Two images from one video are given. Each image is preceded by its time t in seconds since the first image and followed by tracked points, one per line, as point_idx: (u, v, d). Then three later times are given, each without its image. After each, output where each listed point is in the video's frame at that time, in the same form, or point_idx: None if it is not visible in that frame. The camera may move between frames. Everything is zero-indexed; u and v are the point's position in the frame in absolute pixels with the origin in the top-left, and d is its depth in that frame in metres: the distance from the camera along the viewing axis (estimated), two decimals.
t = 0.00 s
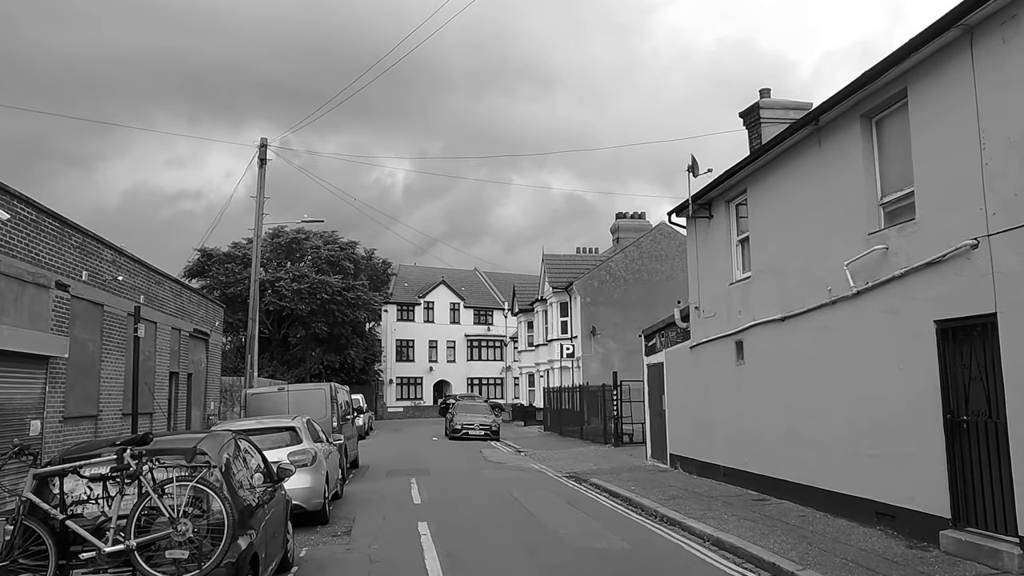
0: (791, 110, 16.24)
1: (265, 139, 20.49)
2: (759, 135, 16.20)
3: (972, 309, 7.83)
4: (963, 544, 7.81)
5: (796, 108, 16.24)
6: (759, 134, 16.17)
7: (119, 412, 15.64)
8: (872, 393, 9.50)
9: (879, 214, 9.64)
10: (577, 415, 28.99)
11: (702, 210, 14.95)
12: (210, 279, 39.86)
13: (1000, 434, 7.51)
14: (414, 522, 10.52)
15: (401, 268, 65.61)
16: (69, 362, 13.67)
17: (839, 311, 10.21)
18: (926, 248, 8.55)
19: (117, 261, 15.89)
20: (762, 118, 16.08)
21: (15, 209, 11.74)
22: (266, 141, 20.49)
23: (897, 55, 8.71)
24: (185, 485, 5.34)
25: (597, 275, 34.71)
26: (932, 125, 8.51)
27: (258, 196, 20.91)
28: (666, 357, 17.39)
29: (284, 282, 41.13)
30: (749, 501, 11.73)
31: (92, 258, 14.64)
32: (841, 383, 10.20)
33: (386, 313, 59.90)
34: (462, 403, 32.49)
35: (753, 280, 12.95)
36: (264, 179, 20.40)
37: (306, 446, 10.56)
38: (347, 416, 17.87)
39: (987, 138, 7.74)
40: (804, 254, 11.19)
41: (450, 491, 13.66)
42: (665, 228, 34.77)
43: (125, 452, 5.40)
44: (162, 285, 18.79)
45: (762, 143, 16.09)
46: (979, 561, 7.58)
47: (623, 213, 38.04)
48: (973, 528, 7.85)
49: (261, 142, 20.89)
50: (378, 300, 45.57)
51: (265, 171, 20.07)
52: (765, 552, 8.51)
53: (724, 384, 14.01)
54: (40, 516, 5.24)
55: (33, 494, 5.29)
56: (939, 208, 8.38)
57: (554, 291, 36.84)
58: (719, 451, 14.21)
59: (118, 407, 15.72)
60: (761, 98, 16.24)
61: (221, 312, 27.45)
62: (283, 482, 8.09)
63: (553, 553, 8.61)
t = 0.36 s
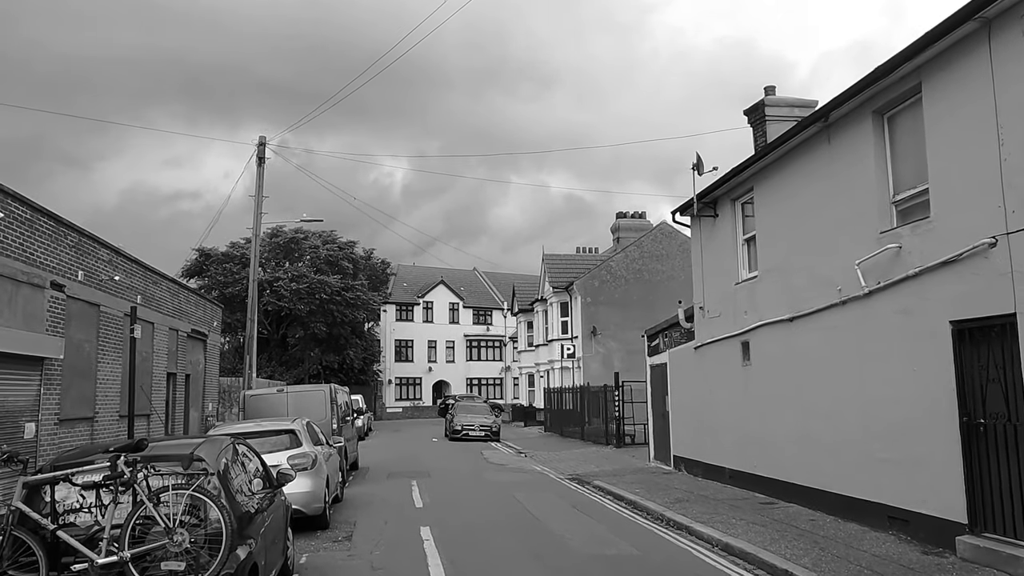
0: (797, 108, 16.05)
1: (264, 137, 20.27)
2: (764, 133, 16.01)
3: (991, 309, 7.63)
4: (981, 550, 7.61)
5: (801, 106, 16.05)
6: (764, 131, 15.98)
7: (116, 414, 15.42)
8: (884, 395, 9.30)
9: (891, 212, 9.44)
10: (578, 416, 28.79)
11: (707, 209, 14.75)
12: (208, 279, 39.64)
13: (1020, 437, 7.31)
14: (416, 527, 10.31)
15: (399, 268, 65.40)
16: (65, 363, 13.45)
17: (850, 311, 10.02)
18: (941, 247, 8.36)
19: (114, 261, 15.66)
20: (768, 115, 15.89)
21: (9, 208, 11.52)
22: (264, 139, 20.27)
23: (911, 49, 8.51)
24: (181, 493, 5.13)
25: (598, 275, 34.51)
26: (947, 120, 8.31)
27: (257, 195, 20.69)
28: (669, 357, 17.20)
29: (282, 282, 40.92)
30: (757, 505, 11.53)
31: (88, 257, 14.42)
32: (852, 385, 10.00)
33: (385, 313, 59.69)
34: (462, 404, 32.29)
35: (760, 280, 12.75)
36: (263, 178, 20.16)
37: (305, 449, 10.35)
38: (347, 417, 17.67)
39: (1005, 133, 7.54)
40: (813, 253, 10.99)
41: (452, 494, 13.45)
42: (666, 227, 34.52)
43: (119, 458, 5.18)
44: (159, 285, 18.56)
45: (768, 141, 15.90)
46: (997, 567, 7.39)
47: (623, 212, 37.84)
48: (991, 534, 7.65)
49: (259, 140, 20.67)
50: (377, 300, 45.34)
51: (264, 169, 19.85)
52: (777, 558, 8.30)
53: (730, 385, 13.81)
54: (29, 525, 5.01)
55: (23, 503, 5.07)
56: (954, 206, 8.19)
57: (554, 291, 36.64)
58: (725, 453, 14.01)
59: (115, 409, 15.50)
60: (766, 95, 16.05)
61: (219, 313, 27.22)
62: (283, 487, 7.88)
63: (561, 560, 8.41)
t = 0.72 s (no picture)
0: (803, 103, 15.88)
1: (263, 133, 20.06)
2: (769, 129, 15.85)
3: (1010, 304, 7.45)
4: (1000, 551, 7.41)
5: (807, 101, 15.88)
6: (770, 127, 15.82)
7: (114, 413, 15.22)
8: (898, 392, 9.12)
9: (905, 206, 9.27)
10: (579, 415, 28.60)
11: (712, 205, 14.56)
12: (206, 278, 39.43)
13: None
14: (420, 528, 10.13)
15: (399, 267, 65.21)
16: (62, 361, 13.25)
17: (862, 307, 9.83)
18: (958, 240, 8.17)
19: (111, 258, 15.46)
20: (773, 111, 15.73)
21: (5, 203, 11.32)
22: (263, 136, 20.06)
23: (926, 39, 8.33)
24: (180, 493, 4.94)
25: (600, 273, 34.35)
26: (963, 111, 8.13)
27: (256, 192, 20.48)
28: (674, 356, 17.01)
29: (281, 281, 40.72)
30: (766, 505, 11.34)
31: (86, 254, 14.22)
32: (864, 382, 9.82)
33: (385, 312, 59.48)
34: (462, 403, 32.09)
35: (768, 276, 12.57)
36: (262, 174, 19.95)
37: (306, 449, 10.15)
38: (347, 417, 17.49)
39: None
40: (823, 248, 10.81)
41: (455, 494, 13.26)
42: (667, 226, 34.30)
43: (116, 458, 4.97)
44: (157, 283, 18.36)
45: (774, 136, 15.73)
46: (1017, 569, 7.19)
47: (624, 211, 37.68)
48: (1010, 535, 7.46)
49: (259, 137, 20.46)
50: (377, 299, 45.14)
51: (263, 165, 19.66)
52: (790, 559, 8.11)
53: (736, 383, 13.63)
54: (22, 527, 4.84)
55: (15, 506, 4.89)
56: (971, 199, 8.01)
57: (555, 290, 36.46)
58: (731, 452, 13.83)
59: (113, 408, 15.29)
60: (771, 91, 15.89)
61: (218, 312, 27.03)
62: (284, 487, 7.68)
63: (570, 562, 8.23)
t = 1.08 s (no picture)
0: (811, 98, 15.69)
1: (263, 129, 19.82)
2: (776, 124, 15.65)
3: None
4: (1022, 553, 7.21)
5: (815, 96, 15.68)
6: (777, 122, 15.62)
7: (112, 411, 15.01)
8: (913, 390, 8.92)
9: (921, 200, 9.07)
10: (581, 414, 28.40)
11: (719, 201, 14.36)
12: (205, 275, 39.21)
13: None
14: (424, 529, 9.93)
15: (398, 266, 65.00)
16: (59, 359, 13.04)
17: (876, 303, 9.62)
18: (977, 235, 7.97)
19: (109, 254, 15.25)
20: (781, 106, 15.54)
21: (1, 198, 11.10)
22: (263, 131, 19.82)
23: (944, 28, 8.13)
24: (180, 495, 4.73)
25: (601, 271, 34.18)
26: (982, 102, 7.93)
27: (256, 188, 20.24)
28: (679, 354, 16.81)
29: (281, 279, 40.51)
30: (776, 505, 11.14)
31: (83, 250, 14.02)
32: (879, 380, 9.61)
33: (384, 311, 59.28)
34: (463, 402, 31.88)
35: (776, 273, 12.38)
36: (262, 170, 19.72)
37: (308, 448, 9.95)
38: (348, 415, 17.29)
39: None
40: (835, 244, 10.61)
41: (458, 494, 13.06)
42: (669, 223, 34.09)
43: (112, 458, 4.75)
44: (156, 280, 18.15)
45: (781, 132, 15.53)
46: None
47: (626, 209, 37.49)
48: None
49: (258, 133, 20.21)
50: (377, 297, 44.90)
51: (263, 162, 19.44)
52: (805, 562, 7.91)
53: (744, 382, 13.43)
54: (13, 531, 4.57)
55: (5, 507, 4.65)
56: (991, 192, 7.81)
57: (556, 288, 36.26)
58: (738, 451, 13.64)
59: (110, 406, 15.09)
60: (778, 85, 15.70)
61: (217, 310, 26.83)
62: (287, 488, 7.47)
63: (579, 564, 8.03)
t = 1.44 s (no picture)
0: (818, 94, 15.48)
1: (262, 126, 19.58)
2: (783, 121, 15.44)
3: None
4: None
5: (823, 92, 15.47)
6: (784, 119, 15.41)
7: (109, 411, 14.80)
8: (929, 393, 8.72)
9: (936, 197, 8.86)
10: (582, 414, 28.21)
11: (726, 198, 14.15)
12: (204, 274, 38.98)
13: None
14: (427, 532, 9.73)
15: (398, 264, 64.77)
16: (54, 358, 12.83)
17: (889, 303, 9.42)
18: (996, 233, 7.77)
19: (107, 252, 15.02)
20: (788, 102, 15.32)
21: None
22: (262, 128, 19.57)
23: (963, 20, 7.91)
24: (175, 503, 4.49)
25: (602, 270, 33.96)
26: (1001, 97, 7.73)
27: (255, 185, 19.99)
28: (683, 354, 16.60)
29: (280, 277, 40.31)
30: (784, 509, 10.94)
31: (80, 248, 13.80)
32: (892, 382, 9.41)
33: (384, 309, 59.06)
34: (463, 401, 31.69)
35: (784, 272, 12.18)
36: (262, 167, 19.49)
37: (308, 450, 9.74)
38: (349, 415, 17.09)
39: None
40: (846, 242, 10.41)
41: (461, 496, 12.85)
42: (672, 222, 34.08)
43: (104, 464, 4.52)
44: (154, 278, 17.94)
45: (788, 128, 15.33)
46: None
47: (627, 207, 37.31)
48: None
49: (258, 129, 19.96)
50: (377, 296, 44.67)
51: (262, 159, 19.21)
52: (819, 568, 7.70)
53: (751, 382, 13.22)
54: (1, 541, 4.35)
55: None
56: (1011, 189, 7.60)
57: (557, 287, 36.06)
58: (745, 453, 13.44)
59: (107, 406, 14.88)
60: (785, 81, 15.49)
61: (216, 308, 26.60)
62: (288, 491, 7.25)
63: (588, 570, 7.83)
